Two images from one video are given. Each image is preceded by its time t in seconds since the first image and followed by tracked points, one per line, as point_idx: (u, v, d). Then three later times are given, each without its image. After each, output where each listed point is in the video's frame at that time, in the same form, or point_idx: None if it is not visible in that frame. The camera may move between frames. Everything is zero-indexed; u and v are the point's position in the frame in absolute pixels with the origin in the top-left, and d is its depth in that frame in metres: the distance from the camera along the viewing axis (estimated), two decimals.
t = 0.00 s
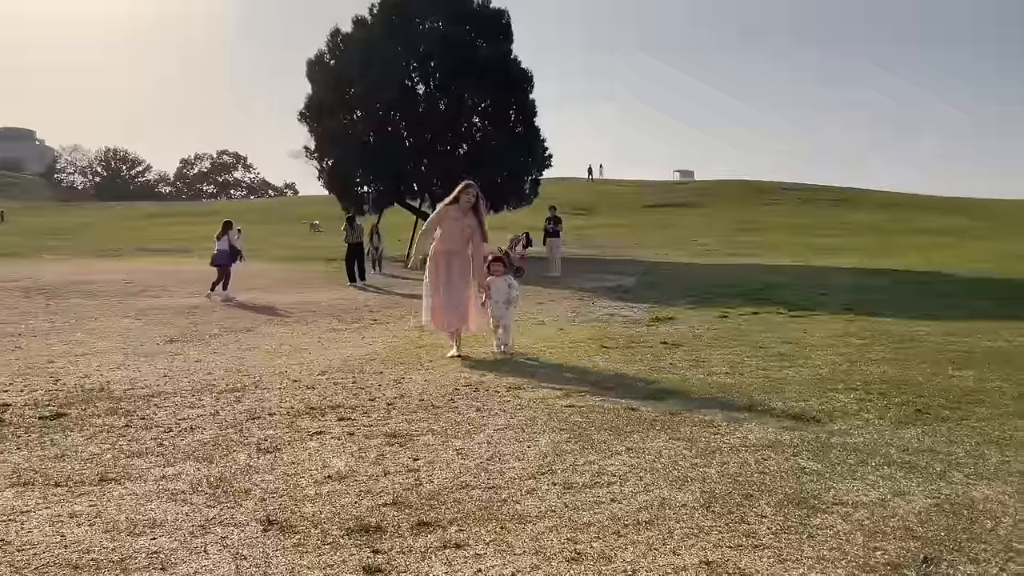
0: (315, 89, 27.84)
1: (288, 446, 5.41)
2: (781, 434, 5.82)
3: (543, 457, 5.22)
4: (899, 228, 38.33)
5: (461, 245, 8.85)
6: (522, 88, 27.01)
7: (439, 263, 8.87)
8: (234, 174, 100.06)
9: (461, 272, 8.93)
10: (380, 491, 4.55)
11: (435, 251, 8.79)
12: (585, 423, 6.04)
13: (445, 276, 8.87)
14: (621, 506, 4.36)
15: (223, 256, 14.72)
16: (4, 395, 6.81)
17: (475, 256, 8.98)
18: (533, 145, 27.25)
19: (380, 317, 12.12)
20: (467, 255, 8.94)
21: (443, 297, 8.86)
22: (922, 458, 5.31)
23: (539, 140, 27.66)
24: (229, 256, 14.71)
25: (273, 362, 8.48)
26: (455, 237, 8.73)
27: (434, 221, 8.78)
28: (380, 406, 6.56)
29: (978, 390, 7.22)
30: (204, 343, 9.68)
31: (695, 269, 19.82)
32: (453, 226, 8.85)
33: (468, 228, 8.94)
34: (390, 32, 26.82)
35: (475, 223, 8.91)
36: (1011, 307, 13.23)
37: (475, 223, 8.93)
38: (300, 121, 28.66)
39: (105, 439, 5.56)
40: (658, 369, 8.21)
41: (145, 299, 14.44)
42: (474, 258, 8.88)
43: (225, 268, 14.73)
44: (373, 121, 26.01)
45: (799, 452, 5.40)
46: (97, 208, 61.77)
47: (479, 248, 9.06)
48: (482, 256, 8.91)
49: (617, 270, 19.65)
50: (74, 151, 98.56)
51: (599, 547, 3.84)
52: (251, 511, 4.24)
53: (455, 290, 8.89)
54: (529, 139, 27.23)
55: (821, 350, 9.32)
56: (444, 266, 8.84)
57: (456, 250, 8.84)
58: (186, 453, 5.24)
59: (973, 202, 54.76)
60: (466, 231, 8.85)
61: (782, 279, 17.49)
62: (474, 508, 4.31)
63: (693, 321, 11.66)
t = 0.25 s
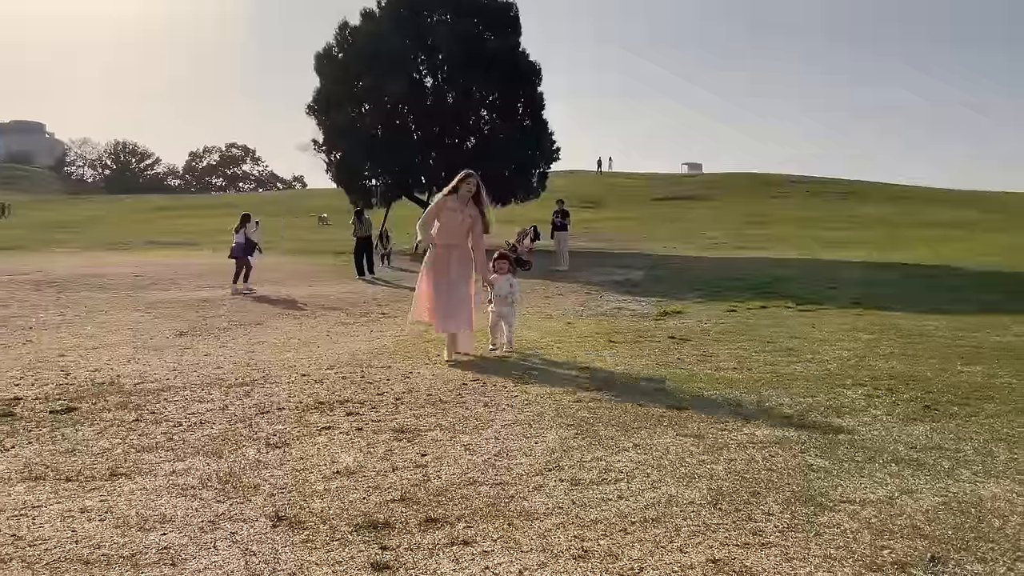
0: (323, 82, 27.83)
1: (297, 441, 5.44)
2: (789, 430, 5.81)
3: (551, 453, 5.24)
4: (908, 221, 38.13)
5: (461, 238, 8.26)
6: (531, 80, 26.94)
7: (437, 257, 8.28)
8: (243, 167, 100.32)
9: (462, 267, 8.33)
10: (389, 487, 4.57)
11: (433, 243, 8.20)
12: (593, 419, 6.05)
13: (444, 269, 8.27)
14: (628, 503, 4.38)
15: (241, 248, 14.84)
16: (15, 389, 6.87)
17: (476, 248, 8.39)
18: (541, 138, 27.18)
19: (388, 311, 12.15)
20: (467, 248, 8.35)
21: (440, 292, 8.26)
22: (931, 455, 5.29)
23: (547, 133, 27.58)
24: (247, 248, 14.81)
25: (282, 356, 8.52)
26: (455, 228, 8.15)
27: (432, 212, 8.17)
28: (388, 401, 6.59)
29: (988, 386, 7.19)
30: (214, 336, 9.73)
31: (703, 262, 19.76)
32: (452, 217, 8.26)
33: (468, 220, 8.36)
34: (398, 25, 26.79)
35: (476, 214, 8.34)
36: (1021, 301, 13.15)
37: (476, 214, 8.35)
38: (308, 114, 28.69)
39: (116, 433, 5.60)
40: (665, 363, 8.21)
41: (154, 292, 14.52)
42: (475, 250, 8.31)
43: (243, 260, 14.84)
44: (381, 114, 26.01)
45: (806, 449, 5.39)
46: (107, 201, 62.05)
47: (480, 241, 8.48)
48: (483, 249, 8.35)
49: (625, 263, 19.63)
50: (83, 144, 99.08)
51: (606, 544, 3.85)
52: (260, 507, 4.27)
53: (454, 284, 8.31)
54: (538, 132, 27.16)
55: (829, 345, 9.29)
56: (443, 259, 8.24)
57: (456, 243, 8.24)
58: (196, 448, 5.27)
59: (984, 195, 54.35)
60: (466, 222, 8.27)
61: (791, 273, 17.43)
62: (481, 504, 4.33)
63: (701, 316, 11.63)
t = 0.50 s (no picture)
0: (327, 73, 27.77)
1: (301, 432, 5.46)
2: (793, 423, 5.80)
3: (554, 444, 5.25)
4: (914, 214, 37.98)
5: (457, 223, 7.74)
6: (536, 72, 26.85)
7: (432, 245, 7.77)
8: (248, 158, 100.37)
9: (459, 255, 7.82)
10: (392, 479, 4.59)
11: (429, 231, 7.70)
12: (596, 411, 6.05)
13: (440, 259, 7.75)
14: (631, 495, 4.39)
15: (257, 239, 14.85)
16: (22, 379, 6.92)
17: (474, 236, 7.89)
18: (546, 130, 27.11)
19: (392, 302, 12.16)
20: (464, 235, 7.84)
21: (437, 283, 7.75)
22: (934, 448, 5.29)
23: (552, 124, 27.50)
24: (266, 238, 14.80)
25: (286, 347, 8.54)
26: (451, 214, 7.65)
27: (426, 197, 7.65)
28: (392, 392, 6.61)
29: (992, 379, 7.17)
30: (218, 327, 9.75)
31: (708, 254, 19.72)
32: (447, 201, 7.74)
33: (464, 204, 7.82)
34: (403, 16, 26.70)
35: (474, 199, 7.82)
36: None
37: (474, 198, 7.82)
38: (313, 105, 28.64)
39: (121, 424, 5.63)
40: (669, 356, 8.21)
41: (159, 283, 14.56)
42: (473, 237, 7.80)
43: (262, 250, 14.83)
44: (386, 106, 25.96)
45: (809, 441, 5.39)
46: (112, 192, 62.17)
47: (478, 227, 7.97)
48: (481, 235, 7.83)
49: (629, 255, 19.60)
50: (88, 134, 99.28)
51: (608, 536, 3.86)
52: (264, 498, 4.29)
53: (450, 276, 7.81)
54: (543, 123, 27.08)
55: (834, 337, 9.27)
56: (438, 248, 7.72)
57: (453, 230, 7.73)
58: (201, 439, 5.30)
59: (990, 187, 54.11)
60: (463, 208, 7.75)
61: (796, 265, 17.38)
62: (484, 496, 4.34)
63: (705, 308, 11.62)
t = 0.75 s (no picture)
0: (331, 63, 27.73)
1: (303, 422, 5.49)
2: (793, 415, 5.81)
3: (555, 435, 5.27)
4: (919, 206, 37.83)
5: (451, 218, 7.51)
6: (540, 63, 26.79)
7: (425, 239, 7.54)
8: (252, 149, 100.31)
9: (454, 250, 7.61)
10: (394, 469, 4.61)
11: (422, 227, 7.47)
12: (597, 402, 6.07)
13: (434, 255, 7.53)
14: (631, 486, 4.40)
15: (276, 229, 14.98)
16: (26, 368, 6.96)
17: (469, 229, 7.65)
18: (550, 121, 27.05)
19: (395, 293, 12.16)
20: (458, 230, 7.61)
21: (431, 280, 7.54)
22: (935, 441, 5.28)
23: (556, 116, 27.43)
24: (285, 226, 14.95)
25: (289, 337, 8.56)
26: (445, 209, 7.42)
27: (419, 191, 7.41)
28: (395, 383, 6.63)
29: (995, 372, 7.16)
30: (222, 318, 9.78)
31: (712, 246, 19.68)
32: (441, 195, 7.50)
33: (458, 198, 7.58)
34: (407, 7, 26.64)
35: (469, 192, 7.60)
36: None
37: (469, 192, 7.59)
38: (316, 96, 28.60)
39: (125, 413, 5.67)
40: (671, 348, 8.21)
41: (163, 274, 14.59)
42: (468, 232, 7.58)
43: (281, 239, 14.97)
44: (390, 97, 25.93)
45: (810, 433, 5.40)
46: (116, 183, 62.22)
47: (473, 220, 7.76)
48: (477, 230, 7.62)
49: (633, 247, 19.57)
50: (92, 124, 99.35)
51: (608, 527, 3.88)
52: (266, 487, 4.32)
53: (444, 271, 7.60)
54: (546, 115, 27.02)
55: (836, 330, 9.26)
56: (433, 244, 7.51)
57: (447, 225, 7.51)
58: (204, 428, 5.33)
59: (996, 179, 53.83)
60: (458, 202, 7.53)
61: (799, 257, 17.35)
62: (485, 486, 4.36)
63: (708, 300, 11.61)
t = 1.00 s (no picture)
0: (332, 53, 27.61)
1: (304, 411, 5.50)
2: (793, 406, 5.81)
3: (555, 425, 5.27)
4: (922, 198, 37.73)
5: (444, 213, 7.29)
6: (541, 53, 26.70)
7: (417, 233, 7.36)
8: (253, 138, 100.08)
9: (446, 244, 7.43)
10: (394, 458, 4.62)
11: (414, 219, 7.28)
12: (597, 392, 6.08)
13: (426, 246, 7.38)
14: (631, 475, 4.42)
15: (293, 219, 15.02)
16: (28, 356, 6.97)
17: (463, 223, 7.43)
18: (551, 112, 26.97)
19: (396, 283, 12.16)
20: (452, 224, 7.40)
21: (422, 271, 7.43)
22: (935, 432, 5.29)
23: (557, 106, 27.34)
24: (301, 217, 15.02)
25: (290, 327, 8.56)
26: (440, 202, 7.20)
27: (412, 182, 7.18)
28: (395, 372, 6.64)
29: (995, 365, 7.15)
30: (222, 307, 9.77)
31: (713, 238, 19.65)
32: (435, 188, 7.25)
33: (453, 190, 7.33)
34: None
35: (464, 184, 7.37)
36: None
37: (465, 184, 7.36)
38: (318, 86, 28.50)
39: (126, 401, 5.68)
40: (672, 339, 8.21)
41: (164, 263, 14.60)
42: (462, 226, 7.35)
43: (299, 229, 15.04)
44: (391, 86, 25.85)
45: (809, 425, 5.40)
46: (117, 172, 62.05)
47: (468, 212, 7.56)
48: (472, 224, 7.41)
49: (634, 238, 19.54)
50: (92, 113, 99.10)
51: (607, 517, 3.89)
52: (267, 476, 4.33)
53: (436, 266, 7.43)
54: (548, 105, 26.94)
55: (837, 322, 9.26)
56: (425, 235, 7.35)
57: (441, 217, 7.32)
58: (204, 417, 5.34)
59: (999, 172, 53.68)
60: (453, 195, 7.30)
61: (800, 249, 17.32)
62: (485, 476, 4.37)
63: (709, 292, 11.60)
